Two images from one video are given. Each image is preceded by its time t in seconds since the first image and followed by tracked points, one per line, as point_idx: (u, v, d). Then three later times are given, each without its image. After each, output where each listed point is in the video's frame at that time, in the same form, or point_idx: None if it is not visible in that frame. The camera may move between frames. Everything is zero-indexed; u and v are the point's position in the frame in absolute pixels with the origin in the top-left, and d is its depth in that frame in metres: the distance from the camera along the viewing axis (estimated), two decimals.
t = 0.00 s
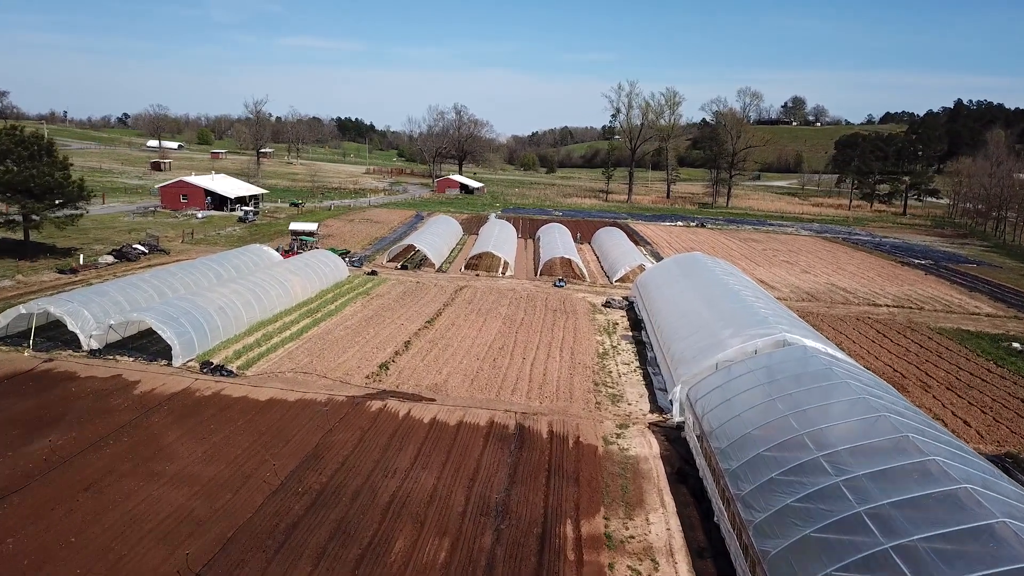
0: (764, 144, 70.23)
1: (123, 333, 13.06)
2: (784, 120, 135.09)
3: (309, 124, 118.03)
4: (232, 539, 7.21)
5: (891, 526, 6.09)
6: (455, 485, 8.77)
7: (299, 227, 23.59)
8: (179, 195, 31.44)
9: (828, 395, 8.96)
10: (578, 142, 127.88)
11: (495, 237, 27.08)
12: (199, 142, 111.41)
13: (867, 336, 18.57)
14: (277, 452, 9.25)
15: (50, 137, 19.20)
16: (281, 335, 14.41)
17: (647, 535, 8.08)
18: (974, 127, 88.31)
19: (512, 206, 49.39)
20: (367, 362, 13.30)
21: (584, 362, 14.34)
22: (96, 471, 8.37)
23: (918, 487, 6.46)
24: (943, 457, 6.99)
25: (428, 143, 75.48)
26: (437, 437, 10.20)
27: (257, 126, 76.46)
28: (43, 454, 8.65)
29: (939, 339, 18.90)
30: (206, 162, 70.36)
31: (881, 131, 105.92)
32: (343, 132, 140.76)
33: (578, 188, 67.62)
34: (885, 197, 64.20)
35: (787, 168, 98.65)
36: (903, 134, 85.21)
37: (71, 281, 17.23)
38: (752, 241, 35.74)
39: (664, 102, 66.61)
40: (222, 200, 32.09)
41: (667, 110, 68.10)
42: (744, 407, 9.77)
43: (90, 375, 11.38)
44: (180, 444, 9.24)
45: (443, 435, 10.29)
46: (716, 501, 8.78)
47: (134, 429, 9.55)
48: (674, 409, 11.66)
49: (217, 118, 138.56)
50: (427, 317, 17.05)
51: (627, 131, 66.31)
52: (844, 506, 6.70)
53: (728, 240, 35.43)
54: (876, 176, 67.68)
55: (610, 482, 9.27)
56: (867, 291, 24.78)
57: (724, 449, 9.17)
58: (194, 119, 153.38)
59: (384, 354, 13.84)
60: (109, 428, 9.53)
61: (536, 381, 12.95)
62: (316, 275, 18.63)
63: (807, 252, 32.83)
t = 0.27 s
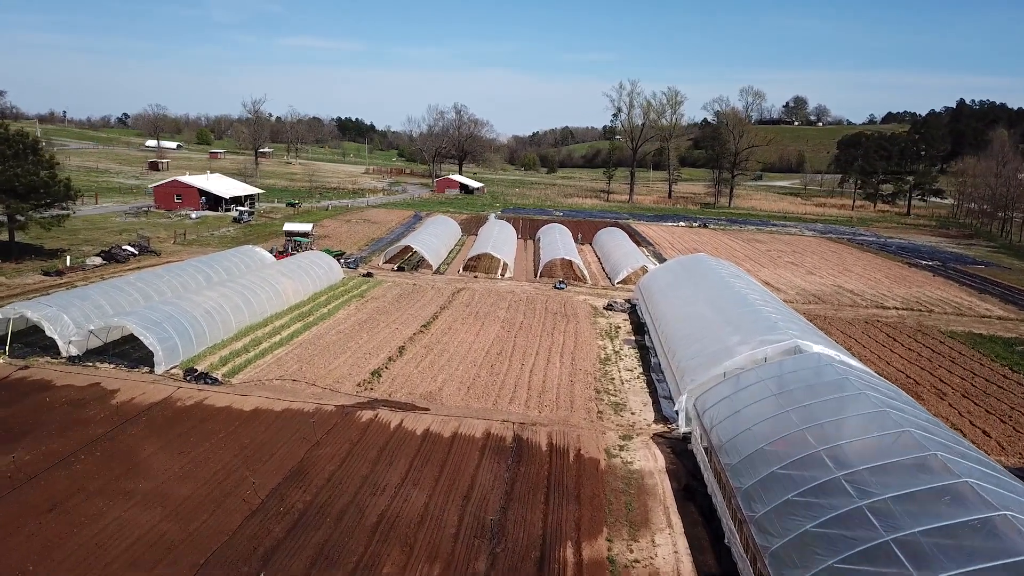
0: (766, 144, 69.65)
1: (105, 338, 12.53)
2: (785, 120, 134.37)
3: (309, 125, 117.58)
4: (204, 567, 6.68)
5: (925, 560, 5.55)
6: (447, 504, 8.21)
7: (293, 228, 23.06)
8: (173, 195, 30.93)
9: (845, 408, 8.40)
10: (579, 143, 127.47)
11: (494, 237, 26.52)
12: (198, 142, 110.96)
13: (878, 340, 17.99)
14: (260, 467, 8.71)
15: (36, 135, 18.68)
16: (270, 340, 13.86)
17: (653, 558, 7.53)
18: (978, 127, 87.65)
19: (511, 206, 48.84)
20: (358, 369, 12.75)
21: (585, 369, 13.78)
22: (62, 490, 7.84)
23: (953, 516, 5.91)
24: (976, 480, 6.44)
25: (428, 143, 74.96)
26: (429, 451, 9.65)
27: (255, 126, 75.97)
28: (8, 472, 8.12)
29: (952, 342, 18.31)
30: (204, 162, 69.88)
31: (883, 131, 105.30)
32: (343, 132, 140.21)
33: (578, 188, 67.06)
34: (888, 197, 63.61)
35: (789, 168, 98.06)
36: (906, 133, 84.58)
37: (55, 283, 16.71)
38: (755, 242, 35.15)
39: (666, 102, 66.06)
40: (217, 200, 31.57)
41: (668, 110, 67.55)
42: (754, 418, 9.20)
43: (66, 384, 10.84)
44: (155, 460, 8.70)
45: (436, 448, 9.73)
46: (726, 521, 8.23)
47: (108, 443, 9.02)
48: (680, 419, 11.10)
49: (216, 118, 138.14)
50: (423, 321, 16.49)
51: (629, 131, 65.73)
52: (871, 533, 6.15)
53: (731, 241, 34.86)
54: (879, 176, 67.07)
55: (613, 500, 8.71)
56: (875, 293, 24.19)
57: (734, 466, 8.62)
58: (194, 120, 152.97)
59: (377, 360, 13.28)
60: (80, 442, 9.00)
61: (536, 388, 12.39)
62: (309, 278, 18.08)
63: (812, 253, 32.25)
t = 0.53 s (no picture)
0: (767, 143, 69.19)
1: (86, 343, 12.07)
2: (786, 119, 133.90)
3: (308, 125, 117.15)
4: None
5: None
6: (439, 522, 7.73)
7: (287, 229, 22.60)
8: (166, 195, 30.47)
9: (860, 418, 7.95)
10: (579, 143, 127.03)
11: (492, 238, 26.03)
12: (196, 142, 110.49)
13: (886, 344, 17.50)
14: (242, 482, 8.26)
15: (21, 133, 18.22)
16: (259, 345, 13.38)
17: None
18: (979, 126, 87.18)
19: (511, 206, 48.38)
20: (349, 375, 12.25)
21: (585, 374, 13.29)
22: (29, 509, 7.37)
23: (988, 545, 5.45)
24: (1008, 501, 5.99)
25: (427, 142, 74.51)
26: (422, 463, 9.17)
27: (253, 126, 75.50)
28: None
29: (961, 345, 17.84)
30: (202, 162, 69.39)
31: (885, 131, 104.84)
32: (343, 132, 139.62)
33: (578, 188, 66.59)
34: (891, 197, 63.13)
35: (790, 168, 97.60)
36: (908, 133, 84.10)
37: (40, 285, 16.25)
38: (758, 242, 34.66)
39: (666, 101, 65.58)
40: (211, 200, 31.10)
41: (669, 109, 67.08)
42: (764, 429, 8.72)
43: (42, 392, 10.35)
44: (131, 474, 8.22)
45: (429, 461, 9.26)
46: (736, 541, 7.76)
47: (82, 456, 8.55)
48: (685, 429, 10.63)
49: (215, 118, 137.67)
50: (419, 324, 16.00)
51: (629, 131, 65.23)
52: (898, 562, 5.68)
53: (733, 242, 34.39)
54: (881, 175, 66.61)
55: (615, 517, 8.24)
56: (881, 295, 23.72)
57: (744, 481, 8.14)
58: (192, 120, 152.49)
59: (369, 366, 12.80)
60: (53, 455, 8.54)
61: (534, 395, 11.92)
62: (302, 280, 17.61)
63: (815, 253, 31.78)
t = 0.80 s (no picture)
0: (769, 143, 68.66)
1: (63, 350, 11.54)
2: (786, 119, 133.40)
3: (306, 125, 116.61)
4: None
5: None
6: (427, 548, 7.16)
7: (280, 229, 22.04)
8: (158, 195, 29.92)
9: (882, 435, 7.38)
10: (579, 142, 126.51)
11: (490, 239, 25.48)
12: (194, 142, 109.91)
13: (896, 348, 16.95)
14: (217, 502, 7.68)
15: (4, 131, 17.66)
16: (245, 351, 12.82)
17: None
18: (981, 126, 86.68)
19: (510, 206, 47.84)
20: (339, 383, 11.70)
21: (586, 382, 12.74)
22: None
23: None
24: None
25: (426, 142, 73.96)
26: (411, 481, 8.60)
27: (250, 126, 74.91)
28: None
29: (973, 350, 17.30)
30: (198, 161, 68.80)
31: (886, 130, 104.35)
32: (342, 132, 139.05)
33: (578, 188, 66.04)
34: (893, 197, 62.59)
35: (791, 168, 97.08)
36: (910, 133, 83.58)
37: (21, 288, 15.71)
38: (761, 243, 34.09)
39: (667, 100, 65.02)
40: (205, 200, 30.56)
41: (669, 108, 66.55)
42: (778, 445, 8.16)
43: (11, 404, 9.80)
44: (98, 494, 7.66)
45: (419, 477, 8.69)
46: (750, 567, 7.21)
47: (47, 474, 8.00)
48: (692, 441, 10.07)
49: (214, 118, 137.11)
50: (413, 328, 15.46)
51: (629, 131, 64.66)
52: None
53: (736, 242, 33.84)
54: (883, 175, 66.08)
55: (618, 539, 7.68)
56: (888, 297, 23.16)
57: (758, 503, 7.58)
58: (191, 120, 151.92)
59: (360, 372, 12.24)
60: (17, 472, 7.99)
61: (532, 404, 11.37)
62: (293, 282, 17.04)
63: (819, 254, 31.23)
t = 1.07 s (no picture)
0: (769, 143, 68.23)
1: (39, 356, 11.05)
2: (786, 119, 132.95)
3: (304, 125, 116.05)
4: None
5: None
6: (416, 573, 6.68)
7: (272, 230, 21.55)
8: (150, 195, 29.41)
9: (904, 451, 6.88)
10: (578, 143, 126.02)
11: (488, 239, 24.98)
12: (192, 142, 109.30)
13: (906, 352, 16.47)
14: (192, 522, 7.21)
15: None
16: (232, 357, 12.33)
17: None
18: (983, 125, 86.28)
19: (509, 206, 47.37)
20: (329, 390, 11.22)
21: (586, 388, 12.26)
22: None
23: None
24: None
25: (424, 142, 73.46)
26: (401, 497, 8.11)
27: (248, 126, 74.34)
28: None
29: (984, 353, 16.84)
30: (195, 161, 68.22)
31: (886, 130, 103.92)
32: (340, 132, 138.48)
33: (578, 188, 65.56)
34: (895, 197, 62.15)
35: (791, 168, 96.61)
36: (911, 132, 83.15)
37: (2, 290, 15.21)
38: (763, 243, 33.59)
39: (667, 99, 64.53)
40: (198, 200, 30.07)
41: (669, 108, 66.06)
42: (790, 460, 7.66)
43: None
44: (65, 515, 7.19)
45: (409, 494, 8.20)
46: None
47: (14, 492, 7.53)
48: (698, 453, 9.59)
49: (212, 118, 136.51)
50: (407, 332, 14.97)
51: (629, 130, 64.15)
52: None
53: (738, 243, 33.38)
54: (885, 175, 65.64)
55: (621, 561, 7.20)
56: (894, 299, 22.67)
57: (771, 524, 7.09)
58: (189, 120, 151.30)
59: (351, 379, 11.75)
60: None
61: (530, 413, 10.88)
62: (284, 284, 16.55)
63: (823, 255, 30.76)
